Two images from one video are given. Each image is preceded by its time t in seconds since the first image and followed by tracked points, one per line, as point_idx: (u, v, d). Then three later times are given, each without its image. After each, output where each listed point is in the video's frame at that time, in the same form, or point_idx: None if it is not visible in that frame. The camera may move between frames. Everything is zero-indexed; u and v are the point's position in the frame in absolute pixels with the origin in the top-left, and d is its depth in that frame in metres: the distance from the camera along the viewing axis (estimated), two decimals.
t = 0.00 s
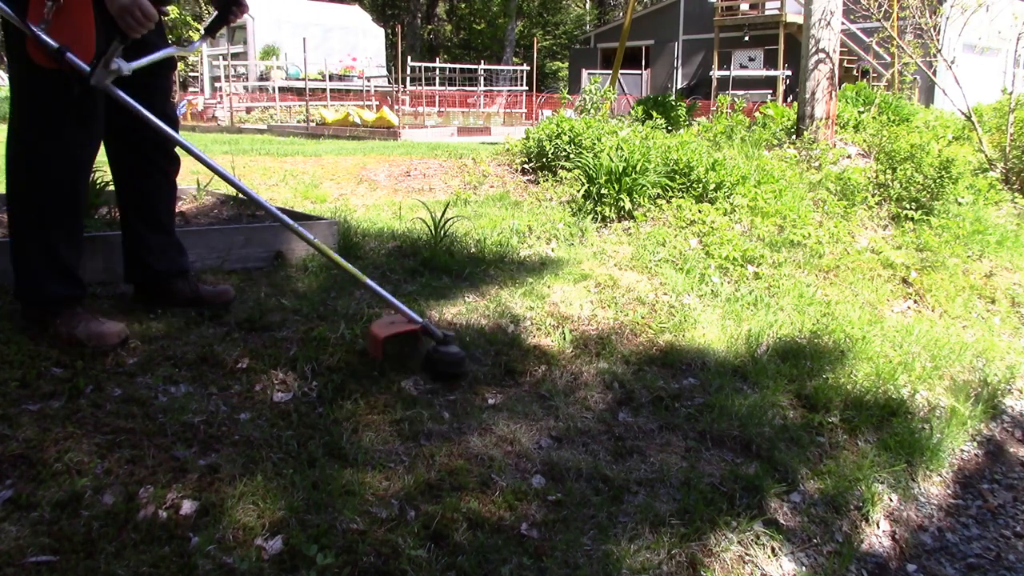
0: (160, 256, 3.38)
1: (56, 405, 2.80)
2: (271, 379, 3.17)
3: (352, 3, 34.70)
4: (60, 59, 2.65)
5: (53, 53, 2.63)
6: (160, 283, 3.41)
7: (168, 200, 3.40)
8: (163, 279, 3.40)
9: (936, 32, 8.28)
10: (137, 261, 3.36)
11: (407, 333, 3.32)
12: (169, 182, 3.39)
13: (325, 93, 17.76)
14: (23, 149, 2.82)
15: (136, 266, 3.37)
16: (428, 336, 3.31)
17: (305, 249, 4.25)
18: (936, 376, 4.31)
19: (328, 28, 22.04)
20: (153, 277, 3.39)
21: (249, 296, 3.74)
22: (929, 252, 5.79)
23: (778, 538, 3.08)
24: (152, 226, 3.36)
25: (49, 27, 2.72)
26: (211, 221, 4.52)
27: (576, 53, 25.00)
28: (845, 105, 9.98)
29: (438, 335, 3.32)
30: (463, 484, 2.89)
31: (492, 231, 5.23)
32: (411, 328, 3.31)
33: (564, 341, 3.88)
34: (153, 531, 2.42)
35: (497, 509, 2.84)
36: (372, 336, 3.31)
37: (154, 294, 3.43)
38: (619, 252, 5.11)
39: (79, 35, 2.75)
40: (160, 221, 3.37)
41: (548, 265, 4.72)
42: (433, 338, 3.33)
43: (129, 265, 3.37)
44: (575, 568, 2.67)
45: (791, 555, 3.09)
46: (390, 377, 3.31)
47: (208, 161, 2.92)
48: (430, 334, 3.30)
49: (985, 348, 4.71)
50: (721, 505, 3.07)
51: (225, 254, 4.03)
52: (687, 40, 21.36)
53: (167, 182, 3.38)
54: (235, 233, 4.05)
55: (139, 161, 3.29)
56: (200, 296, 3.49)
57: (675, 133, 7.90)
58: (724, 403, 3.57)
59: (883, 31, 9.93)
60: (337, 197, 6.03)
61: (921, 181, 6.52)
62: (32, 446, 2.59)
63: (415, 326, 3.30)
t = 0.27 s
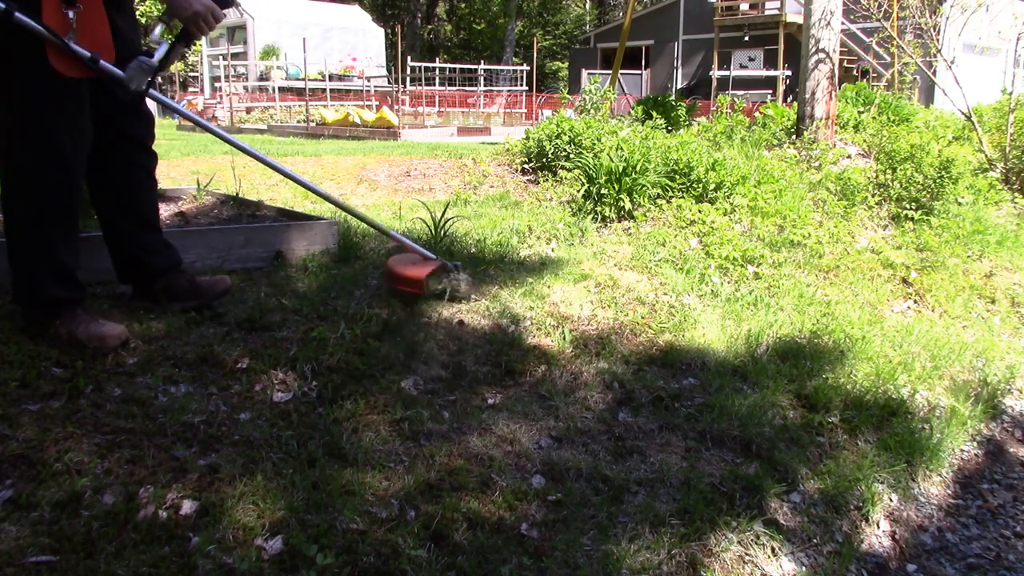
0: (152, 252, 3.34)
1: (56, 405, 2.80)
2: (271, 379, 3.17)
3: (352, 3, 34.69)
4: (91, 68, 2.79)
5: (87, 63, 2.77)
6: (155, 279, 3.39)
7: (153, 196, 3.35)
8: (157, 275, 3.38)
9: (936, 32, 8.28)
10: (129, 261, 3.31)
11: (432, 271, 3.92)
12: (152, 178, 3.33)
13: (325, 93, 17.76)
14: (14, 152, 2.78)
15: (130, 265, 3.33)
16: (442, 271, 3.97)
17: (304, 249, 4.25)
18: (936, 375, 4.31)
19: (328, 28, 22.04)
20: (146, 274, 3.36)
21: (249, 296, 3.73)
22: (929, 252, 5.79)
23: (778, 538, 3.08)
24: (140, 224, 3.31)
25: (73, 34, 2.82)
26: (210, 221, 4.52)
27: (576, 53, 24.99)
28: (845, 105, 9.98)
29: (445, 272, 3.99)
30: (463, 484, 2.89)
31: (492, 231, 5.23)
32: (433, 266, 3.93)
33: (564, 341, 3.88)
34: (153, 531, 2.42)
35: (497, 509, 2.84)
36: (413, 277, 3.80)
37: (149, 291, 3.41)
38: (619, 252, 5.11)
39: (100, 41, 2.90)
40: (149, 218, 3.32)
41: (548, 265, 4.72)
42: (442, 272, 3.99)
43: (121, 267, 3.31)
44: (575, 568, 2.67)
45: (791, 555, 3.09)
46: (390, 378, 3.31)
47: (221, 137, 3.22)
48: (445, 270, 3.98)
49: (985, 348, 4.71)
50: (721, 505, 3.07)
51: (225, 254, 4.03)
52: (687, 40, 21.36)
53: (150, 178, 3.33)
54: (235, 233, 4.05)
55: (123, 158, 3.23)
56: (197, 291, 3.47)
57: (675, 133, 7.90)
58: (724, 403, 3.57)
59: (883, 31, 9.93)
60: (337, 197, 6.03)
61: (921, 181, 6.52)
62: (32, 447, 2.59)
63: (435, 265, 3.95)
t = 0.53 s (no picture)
0: (145, 251, 3.32)
1: (56, 405, 2.80)
2: (271, 379, 3.17)
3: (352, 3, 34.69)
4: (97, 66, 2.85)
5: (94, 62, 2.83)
6: (152, 279, 3.39)
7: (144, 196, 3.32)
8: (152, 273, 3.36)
9: (936, 32, 8.28)
10: (127, 263, 3.29)
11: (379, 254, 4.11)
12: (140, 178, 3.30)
13: (325, 93, 17.76)
14: (11, 154, 2.78)
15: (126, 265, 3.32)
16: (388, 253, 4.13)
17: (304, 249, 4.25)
18: (936, 375, 4.31)
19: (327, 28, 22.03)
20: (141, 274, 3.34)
21: (248, 296, 3.73)
22: (929, 252, 5.78)
23: (778, 538, 3.08)
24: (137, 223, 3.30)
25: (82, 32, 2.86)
26: (211, 221, 4.52)
27: (576, 53, 24.98)
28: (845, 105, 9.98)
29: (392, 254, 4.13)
30: (463, 484, 2.89)
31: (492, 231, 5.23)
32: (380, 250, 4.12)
33: (564, 341, 3.88)
34: (153, 531, 2.42)
35: (497, 509, 2.84)
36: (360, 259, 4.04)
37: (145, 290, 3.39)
38: (619, 252, 5.11)
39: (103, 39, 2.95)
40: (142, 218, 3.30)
41: (548, 265, 4.72)
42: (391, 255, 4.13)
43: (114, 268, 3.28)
44: (575, 568, 2.67)
45: (791, 555, 3.09)
46: (390, 378, 3.31)
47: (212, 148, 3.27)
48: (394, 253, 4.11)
49: (985, 348, 4.71)
50: (721, 505, 3.07)
51: (225, 254, 4.03)
52: (687, 40, 21.36)
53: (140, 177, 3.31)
54: (235, 233, 4.05)
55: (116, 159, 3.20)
56: (196, 286, 3.48)
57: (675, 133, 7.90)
58: (724, 403, 3.57)
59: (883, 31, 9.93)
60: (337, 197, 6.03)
61: (921, 181, 6.52)
62: (32, 447, 2.59)
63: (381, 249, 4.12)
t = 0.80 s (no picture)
0: (140, 248, 3.32)
1: (56, 405, 2.80)
2: (271, 379, 3.17)
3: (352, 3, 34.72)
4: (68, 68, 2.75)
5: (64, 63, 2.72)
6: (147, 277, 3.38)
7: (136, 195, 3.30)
8: (149, 271, 3.36)
9: (936, 32, 8.27)
10: (124, 263, 3.29)
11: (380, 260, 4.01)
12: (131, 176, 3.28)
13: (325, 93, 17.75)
14: None
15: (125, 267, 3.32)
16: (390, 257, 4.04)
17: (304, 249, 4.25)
18: (936, 375, 4.31)
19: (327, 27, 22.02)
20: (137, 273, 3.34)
21: (248, 296, 3.73)
22: (929, 252, 5.78)
23: (778, 538, 3.08)
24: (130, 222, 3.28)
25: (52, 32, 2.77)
26: (211, 221, 4.52)
27: (576, 53, 24.98)
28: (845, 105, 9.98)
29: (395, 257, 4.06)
30: (463, 484, 2.89)
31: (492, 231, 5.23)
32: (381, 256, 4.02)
33: (564, 341, 3.88)
34: (153, 531, 2.42)
35: (497, 509, 2.84)
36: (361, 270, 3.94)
37: (142, 289, 3.39)
38: (619, 252, 5.11)
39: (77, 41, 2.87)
40: (138, 216, 3.30)
41: (548, 265, 4.72)
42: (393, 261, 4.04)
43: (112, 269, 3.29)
44: (575, 568, 2.67)
45: (791, 555, 3.10)
46: (390, 378, 3.31)
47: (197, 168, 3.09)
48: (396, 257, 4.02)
49: (985, 348, 4.71)
50: (721, 505, 3.07)
51: (225, 254, 4.03)
52: (687, 40, 21.36)
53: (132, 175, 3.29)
54: (235, 233, 4.05)
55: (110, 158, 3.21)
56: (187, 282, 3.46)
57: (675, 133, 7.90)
58: (724, 403, 3.57)
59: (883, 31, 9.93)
60: (337, 197, 6.03)
61: (921, 181, 6.52)
62: (32, 447, 2.59)
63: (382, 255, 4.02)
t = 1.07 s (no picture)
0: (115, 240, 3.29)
1: (56, 405, 2.80)
2: (271, 379, 3.17)
3: (352, 3, 34.73)
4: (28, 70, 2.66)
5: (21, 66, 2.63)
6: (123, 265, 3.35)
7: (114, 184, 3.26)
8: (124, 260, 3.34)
9: (936, 32, 8.27)
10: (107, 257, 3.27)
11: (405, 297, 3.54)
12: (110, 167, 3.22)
13: (325, 93, 17.75)
14: None
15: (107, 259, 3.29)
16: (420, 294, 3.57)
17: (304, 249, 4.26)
18: (936, 376, 4.31)
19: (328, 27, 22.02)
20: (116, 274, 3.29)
21: (248, 296, 3.73)
22: (929, 252, 5.79)
23: (778, 538, 3.08)
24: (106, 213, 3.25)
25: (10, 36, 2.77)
26: (211, 221, 4.52)
27: (576, 53, 24.97)
28: (845, 105, 9.99)
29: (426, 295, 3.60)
30: (463, 484, 2.89)
31: (492, 231, 5.23)
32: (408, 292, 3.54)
33: (564, 341, 3.88)
34: (153, 531, 2.42)
35: (497, 509, 2.84)
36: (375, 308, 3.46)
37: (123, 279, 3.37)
38: (619, 252, 5.11)
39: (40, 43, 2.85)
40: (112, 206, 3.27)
41: (548, 265, 4.72)
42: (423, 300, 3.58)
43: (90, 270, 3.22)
44: (575, 568, 2.67)
45: (791, 555, 3.10)
46: (390, 378, 3.31)
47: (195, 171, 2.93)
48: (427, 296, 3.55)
49: (985, 348, 4.71)
50: (721, 505, 3.07)
51: (225, 255, 4.03)
52: (687, 40, 21.36)
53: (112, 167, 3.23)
54: (235, 233, 4.05)
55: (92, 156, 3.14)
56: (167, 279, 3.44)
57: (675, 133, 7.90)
58: (724, 403, 3.58)
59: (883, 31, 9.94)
60: (337, 197, 6.03)
61: (921, 181, 6.52)
62: (32, 446, 2.59)
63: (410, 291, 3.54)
